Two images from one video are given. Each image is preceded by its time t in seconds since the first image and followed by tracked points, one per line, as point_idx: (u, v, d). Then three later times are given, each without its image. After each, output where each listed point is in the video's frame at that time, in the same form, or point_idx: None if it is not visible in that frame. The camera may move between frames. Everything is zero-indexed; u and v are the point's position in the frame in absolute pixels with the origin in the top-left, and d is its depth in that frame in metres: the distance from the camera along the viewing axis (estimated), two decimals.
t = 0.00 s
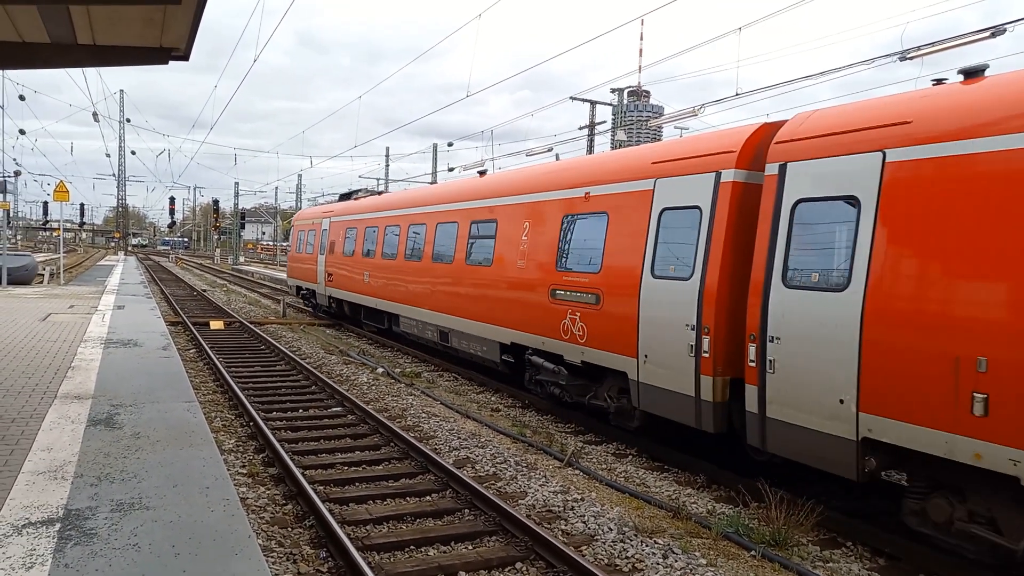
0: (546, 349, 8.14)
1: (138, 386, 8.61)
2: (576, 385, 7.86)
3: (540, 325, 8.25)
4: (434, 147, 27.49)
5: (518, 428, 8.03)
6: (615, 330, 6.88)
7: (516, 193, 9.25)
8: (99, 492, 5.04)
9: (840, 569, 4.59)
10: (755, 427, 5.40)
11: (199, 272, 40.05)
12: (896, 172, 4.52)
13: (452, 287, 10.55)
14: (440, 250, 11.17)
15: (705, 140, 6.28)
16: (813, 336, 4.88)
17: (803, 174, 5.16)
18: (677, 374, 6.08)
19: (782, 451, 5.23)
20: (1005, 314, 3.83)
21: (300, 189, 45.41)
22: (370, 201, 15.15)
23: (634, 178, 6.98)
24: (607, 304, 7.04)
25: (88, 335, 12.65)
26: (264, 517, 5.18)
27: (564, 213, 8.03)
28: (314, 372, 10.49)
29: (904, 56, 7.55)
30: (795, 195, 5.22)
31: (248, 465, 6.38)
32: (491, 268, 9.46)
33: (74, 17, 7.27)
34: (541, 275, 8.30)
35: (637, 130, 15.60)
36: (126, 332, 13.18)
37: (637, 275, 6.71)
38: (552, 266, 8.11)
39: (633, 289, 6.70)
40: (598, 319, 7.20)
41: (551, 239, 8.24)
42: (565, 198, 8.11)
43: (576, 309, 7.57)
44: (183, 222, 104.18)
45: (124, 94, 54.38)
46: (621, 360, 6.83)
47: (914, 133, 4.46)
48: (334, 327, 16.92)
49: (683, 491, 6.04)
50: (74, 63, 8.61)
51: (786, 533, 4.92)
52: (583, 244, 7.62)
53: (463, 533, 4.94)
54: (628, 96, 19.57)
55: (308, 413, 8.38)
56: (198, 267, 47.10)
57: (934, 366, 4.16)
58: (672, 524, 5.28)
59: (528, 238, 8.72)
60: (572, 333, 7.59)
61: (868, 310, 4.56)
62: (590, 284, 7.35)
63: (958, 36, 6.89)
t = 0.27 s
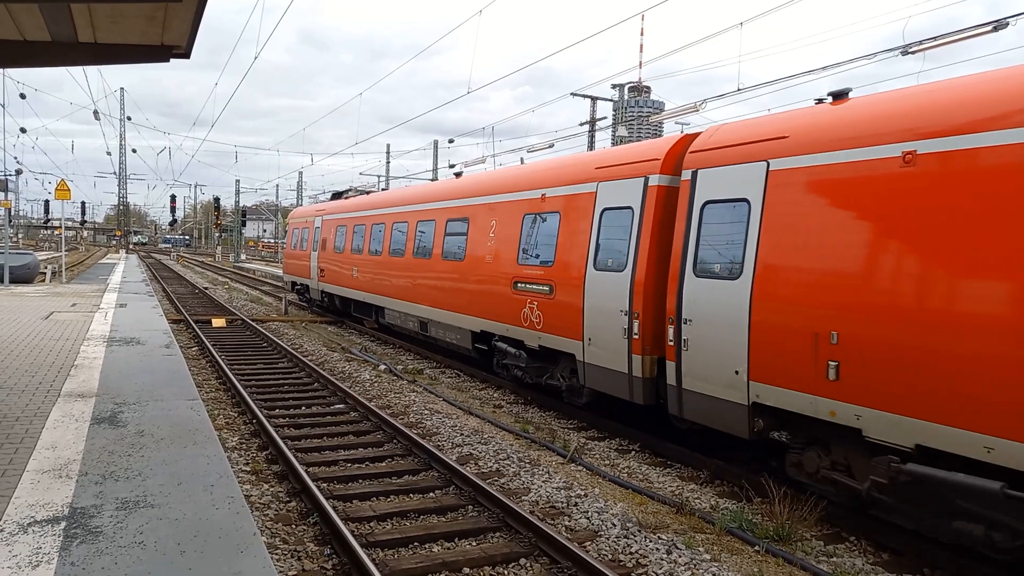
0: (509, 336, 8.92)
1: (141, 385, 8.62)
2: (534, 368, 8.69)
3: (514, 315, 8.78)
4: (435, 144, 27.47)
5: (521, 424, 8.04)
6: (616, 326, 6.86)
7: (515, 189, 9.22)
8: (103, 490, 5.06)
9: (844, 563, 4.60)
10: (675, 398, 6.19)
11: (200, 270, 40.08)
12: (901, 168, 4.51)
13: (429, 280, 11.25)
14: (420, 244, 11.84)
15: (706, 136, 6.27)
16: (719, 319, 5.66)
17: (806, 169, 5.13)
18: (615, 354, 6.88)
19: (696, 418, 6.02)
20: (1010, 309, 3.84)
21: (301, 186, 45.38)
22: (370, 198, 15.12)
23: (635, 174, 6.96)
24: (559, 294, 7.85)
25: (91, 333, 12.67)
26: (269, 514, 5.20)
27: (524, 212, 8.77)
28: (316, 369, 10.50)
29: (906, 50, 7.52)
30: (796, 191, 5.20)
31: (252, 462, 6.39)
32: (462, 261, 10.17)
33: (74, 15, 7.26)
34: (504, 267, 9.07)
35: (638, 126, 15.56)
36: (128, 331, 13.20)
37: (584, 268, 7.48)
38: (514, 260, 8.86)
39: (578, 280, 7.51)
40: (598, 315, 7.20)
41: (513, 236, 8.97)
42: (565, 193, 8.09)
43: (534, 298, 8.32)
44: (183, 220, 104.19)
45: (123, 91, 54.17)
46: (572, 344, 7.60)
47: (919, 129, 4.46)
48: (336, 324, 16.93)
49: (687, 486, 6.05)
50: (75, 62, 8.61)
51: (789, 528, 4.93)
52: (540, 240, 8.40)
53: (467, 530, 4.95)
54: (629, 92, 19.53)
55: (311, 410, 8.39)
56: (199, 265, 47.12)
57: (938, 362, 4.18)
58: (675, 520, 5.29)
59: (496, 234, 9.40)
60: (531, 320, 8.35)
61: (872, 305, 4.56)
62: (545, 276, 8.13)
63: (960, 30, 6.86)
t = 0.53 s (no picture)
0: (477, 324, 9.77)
1: (142, 384, 8.62)
2: (499, 352, 9.59)
3: (486, 306, 9.46)
4: (433, 140, 27.40)
5: (522, 421, 8.04)
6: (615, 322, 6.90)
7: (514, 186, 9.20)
8: (106, 490, 5.06)
9: (846, 558, 4.60)
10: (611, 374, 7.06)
11: (200, 268, 40.05)
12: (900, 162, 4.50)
13: (409, 275, 12.05)
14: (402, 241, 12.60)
15: (704, 131, 6.26)
16: (646, 306, 6.47)
17: (806, 164, 5.13)
18: (565, 337, 7.74)
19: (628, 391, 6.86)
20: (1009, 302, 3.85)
21: (299, 184, 45.29)
22: (368, 195, 15.08)
23: (634, 170, 6.95)
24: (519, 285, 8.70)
25: (91, 333, 12.67)
26: (270, 513, 5.20)
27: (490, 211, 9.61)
28: (317, 367, 10.50)
29: (905, 44, 7.50)
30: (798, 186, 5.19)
31: (253, 460, 6.40)
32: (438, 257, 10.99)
33: (72, 14, 7.24)
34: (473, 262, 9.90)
35: (636, 122, 15.52)
36: (128, 330, 13.19)
37: (540, 262, 8.31)
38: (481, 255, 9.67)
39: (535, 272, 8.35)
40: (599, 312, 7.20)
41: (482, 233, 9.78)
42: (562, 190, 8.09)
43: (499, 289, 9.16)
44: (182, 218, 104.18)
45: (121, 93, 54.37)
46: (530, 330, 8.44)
47: (918, 123, 4.44)
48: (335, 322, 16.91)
49: (688, 482, 6.05)
50: (73, 61, 8.58)
51: (791, 523, 4.94)
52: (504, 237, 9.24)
53: (469, 526, 4.96)
54: (628, 87, 19.48)
55: (312, 408, 8.39)
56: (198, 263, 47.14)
57: (937, 355, 4.19)
58: (677, 515, 5.29)
59: (469, 231, 10.16)
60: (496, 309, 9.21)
61: (872, 300, 4.57)
62: (507, 269, 8.97)
63: (960, 23, 6.84)
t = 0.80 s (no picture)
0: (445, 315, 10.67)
1: (136, 383, 8.58)
2: (464, 340, 10.47)
3: (451, 298, 10.43)
4: (427, 138, 27.35)
5: (517, 418, 8.05)
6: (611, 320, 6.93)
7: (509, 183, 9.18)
8: (100, 489, 5.05)
9: (840, 553, 4.64)
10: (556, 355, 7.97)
11: (193, 266, 39.90)
12: (892, 160, 4.52)
13: (394, 272, 12.42)
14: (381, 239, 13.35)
15: (699, 129, 6.26)
16: (578, 295, 7.45)
17: (799, 162, 5.15)
18: (517, 324, 8.65)
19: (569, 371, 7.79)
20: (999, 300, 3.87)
21: (293, 182, 45.14)
22: (362, 193, 15.03)
23: (628, 168, 6.96)
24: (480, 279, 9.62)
25: (83, 331, 12.61)
26: (266, 511, 5.19)
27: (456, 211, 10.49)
28: (311, 366, 10.48)
29: (897, 41, 7.53)
30: (793, 183, 5.21)
31: (248, 459, 6.38)
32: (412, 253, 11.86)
33: (62, 11, 7.19)
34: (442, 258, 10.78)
35: (630, 119, 15.51)
36: (121, 329, 13.13)
37: (496, 259, 9.23)
38: (449, 252, 10.54)
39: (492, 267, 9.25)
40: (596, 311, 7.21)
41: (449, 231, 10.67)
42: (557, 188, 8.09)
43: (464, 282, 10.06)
44: (174, 216, 103.80)
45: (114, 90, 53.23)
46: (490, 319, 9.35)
47: (910, 121, 4.45)
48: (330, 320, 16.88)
49: (683, 479, 6.08)
50: (64, 57, 8.52)
51: (785, 519, 4.96)
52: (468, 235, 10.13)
53: (465, 524, 4.97)
54: (621, 85, 19.50)
55: (307, 407, 8.38)
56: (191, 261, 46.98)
57: (928, 353, 4.22)
58: (672, 512, 5.31)
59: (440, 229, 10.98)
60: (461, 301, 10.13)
61: (864, 298, 4.60)
62: (470, 264, 9.87)
63: (951, 21, 6.87)
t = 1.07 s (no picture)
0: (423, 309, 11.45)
1: (140, 384, 8.61)
2: (441, 333, 11.23)
3: (429, 293, 11.17)
4: (430, 138, 27.36)
5: (521, 419, 8.05)
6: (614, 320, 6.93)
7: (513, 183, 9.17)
8: (105, 490, 5.06)
9: (844, 553, 4.63)
10: (516, 344, 8.77)
11: (197, 268, 39.98)
12: (898, 159, 4.50)
13: (398, 272, 12.43)
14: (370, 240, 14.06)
15: (701, 129, 6.25)
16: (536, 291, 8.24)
17: (803, 161, 5.13)
18: (485, 317, 9.42)
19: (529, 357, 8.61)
20: (1001, 300, 3.87)
21: (296, 183, 45.20)
22: (365, 193, 15.04)
23: (630, 168, 6.95)
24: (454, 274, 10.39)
25: (88, 333, 12.64)
26: (269, 512, 5.20)
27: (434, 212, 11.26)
28: (315, 367, 10.50)
29: (901, 40, 7.51)
30: (796, 184, 5.19)
31: (252, 459, 6.39)
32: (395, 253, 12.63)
33: (66, 13, 7.21)
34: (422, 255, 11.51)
35: (633, 118, 15.47)
36: (126, 330, 13.17)
37: (468, 258, 9.93)
38: (427, 251, 11.29)
39: (463, 265, 10.00)
40: (599, 311, 7.21)
41: (428, 231, 11.42)
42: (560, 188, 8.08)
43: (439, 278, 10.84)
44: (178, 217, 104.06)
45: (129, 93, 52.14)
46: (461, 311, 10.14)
47: (914, 119, 4.44)
48: (334, 320, 16.90)
49: (686, 479, 6.07)
50: (67, 60, 8.55)
51: (789, 519, 4.95)
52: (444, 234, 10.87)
53: (468, 524, 4.97)
54: (624, 85, 19.48)
55: (311, 407, 8.39)
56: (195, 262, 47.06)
57: (930, 352, 4.21)
58: (676, 512, 5.31)
59: (422, 229, 11.68)
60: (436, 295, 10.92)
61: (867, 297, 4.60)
62: (445, 262, 10.61)
63: (955, 19, 6.85)
